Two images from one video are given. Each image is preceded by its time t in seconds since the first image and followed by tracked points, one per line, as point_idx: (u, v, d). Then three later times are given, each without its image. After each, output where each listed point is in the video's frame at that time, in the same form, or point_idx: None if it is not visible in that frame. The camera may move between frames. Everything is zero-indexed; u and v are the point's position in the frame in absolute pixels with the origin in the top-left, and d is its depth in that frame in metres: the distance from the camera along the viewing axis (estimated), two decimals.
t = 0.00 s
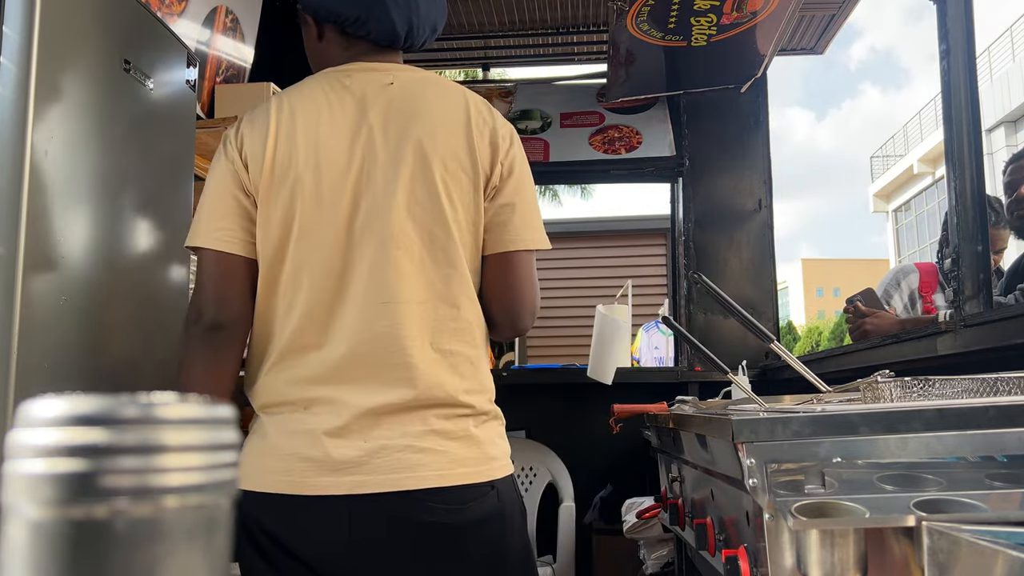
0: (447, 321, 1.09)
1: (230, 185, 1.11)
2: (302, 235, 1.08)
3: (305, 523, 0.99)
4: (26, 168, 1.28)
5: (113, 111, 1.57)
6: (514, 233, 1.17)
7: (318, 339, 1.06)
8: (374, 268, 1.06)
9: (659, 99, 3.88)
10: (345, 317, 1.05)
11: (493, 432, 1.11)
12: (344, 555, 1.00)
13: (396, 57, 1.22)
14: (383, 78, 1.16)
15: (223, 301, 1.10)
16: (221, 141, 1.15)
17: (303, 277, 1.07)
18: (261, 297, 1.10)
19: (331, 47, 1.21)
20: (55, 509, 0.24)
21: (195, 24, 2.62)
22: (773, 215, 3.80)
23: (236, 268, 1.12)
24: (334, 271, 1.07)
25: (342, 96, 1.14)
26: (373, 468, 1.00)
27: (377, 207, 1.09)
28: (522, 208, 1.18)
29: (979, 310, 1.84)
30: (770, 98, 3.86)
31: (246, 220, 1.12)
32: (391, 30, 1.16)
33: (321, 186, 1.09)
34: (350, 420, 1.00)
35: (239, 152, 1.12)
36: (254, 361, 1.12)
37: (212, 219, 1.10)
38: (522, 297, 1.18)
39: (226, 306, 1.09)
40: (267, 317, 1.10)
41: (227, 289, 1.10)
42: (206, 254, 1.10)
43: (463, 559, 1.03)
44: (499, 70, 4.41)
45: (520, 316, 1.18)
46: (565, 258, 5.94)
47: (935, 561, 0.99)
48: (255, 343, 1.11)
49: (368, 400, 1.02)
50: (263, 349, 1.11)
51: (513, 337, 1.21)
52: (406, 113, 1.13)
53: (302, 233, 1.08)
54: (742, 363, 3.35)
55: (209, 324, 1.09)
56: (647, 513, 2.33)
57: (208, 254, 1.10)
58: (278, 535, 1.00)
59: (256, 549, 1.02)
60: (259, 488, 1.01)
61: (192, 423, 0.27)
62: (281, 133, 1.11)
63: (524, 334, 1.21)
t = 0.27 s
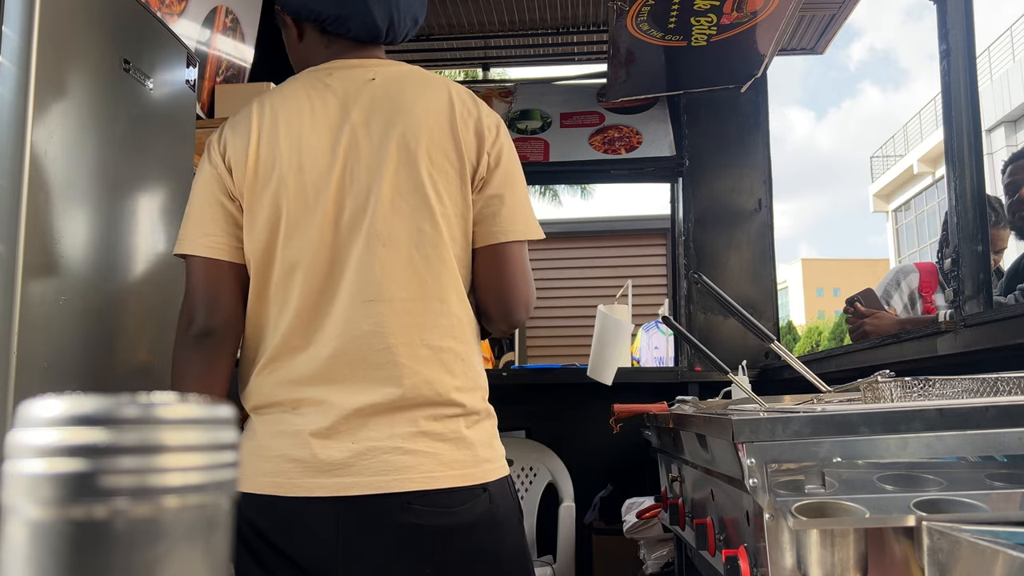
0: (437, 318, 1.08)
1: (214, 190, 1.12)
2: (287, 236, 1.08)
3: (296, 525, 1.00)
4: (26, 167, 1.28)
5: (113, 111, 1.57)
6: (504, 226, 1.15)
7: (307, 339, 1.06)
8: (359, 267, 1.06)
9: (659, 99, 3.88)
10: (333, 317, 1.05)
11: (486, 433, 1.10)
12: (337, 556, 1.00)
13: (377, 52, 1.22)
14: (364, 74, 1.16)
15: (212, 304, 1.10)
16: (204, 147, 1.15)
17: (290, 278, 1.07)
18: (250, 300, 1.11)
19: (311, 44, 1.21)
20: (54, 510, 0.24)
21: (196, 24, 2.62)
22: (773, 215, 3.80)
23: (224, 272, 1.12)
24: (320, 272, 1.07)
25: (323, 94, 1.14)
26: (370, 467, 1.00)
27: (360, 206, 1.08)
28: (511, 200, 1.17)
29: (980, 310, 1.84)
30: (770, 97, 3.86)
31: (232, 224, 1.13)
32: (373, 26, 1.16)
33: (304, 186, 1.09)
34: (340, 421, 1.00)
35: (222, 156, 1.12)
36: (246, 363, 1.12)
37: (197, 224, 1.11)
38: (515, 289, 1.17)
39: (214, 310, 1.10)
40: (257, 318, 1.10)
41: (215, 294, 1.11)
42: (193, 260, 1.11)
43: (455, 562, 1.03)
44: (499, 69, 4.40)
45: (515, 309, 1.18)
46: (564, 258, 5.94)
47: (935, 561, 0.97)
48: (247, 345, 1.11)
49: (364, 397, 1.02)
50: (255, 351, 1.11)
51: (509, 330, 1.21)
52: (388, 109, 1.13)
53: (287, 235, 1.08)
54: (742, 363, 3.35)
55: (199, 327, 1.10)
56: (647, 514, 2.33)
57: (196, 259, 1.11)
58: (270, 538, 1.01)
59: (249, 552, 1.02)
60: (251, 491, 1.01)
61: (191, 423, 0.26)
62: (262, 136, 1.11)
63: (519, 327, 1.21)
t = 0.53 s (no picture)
0: (434, 317, 1.07)
1: (212, 189, 1.12)
2: (284, 235, 1.08)
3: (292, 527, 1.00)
4: (26, 166, 1.28)
5: (113, 111, 1.57)
6: (501, 225, 1.14)
7: (304, 338, 1.06)
8: (355, 266, 1.06)
9: (659, 99, 3.88)
10: (329, 316, 1.05)
11: (483, 432, 1.10)
12: (334, 558, 1.00)
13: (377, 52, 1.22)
14: (361, 73, 1.15)
15: (212, 304, 1.11)
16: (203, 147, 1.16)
17: (286, 278, 1.08)
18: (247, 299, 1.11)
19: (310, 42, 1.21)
20: (55, 509, 0.24)
21: (196, 24, 2.62)
22: (772, 215, 3.80)
23: (222, 271, 1.13)
24: (316, 271, 1.07)
25: (321, 94, 1.14)
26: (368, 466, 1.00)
27: (357, 206, 1.08)
28: (509, 198, 1.16)
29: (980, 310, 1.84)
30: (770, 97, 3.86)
31: (230, 223, 1.13)
32: (370, 27, 1.16)
33: (301, 186, 1.09)
34: (336, 420, 1.00)
35: (220, 156, 1.13)
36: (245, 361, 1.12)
37: (195, 223, 1.11)
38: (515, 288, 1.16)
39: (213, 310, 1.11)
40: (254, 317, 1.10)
41: (214, 295, 1.12)
42: (192, 260, 1.11)
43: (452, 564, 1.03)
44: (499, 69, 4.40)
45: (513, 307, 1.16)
46: (564, 258, 5.94)
47: (935, 561, 0.97)
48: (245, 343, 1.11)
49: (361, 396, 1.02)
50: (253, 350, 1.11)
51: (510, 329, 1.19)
52: (385, 108, 1.13)
53: (284, 234, 1.08)
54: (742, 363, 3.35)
55: (198, 326, 1.11)
56: (647, 514, 2.33)
57: (194, 259, 1.12)
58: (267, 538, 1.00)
59: (247, 552, 1.02)
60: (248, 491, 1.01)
61: (191, 423, 0.26)
62: (260, 135, 1.12)
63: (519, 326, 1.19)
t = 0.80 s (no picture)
0: (433, 319, 1.07)
1: (213, 190, 1.13)
2: (283, 237, 1.08)
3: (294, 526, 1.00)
4: (26, 165, 1.28)
5: (113, 111, 1.57)
6: (500, 227, 1.14)
7: (304, 340, 1.06)
8: (354, 267, 1.06)
9: (659, 99, 3.88)
10: (329, 317, 1.05)
11: (483, 432, 1.10)
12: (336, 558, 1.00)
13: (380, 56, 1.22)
14: (361, 75, 1.15)
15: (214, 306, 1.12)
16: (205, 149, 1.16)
17: (286, 279, 1.08)
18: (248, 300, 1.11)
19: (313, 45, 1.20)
20: (55, 510, 0.24)
21: (196, 24, 2.62)
22: (772, 215, 3.80)
23: (223, 273, 1.13)
24: (315, 272, 1.07)
25: (321, 96, 1.14)
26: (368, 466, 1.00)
27: (356, 207, 1.08)
28: (508, 201, 1.16)
29: (980, 310, 1.84)
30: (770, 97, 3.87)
31: (230, 225, 1.13)
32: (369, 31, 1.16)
33: (301, 188, 1.09)
34: (335, 419, 1.00)
35: (221, 158, 1.13)
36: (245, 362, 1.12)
37: (196, 225, 1.11)
38: (512, 291, 1.16)
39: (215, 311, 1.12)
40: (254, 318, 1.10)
41: (216, 295, 1.13)
42: (193, 262, 1.11)
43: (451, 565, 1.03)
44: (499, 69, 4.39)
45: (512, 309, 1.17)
46: (564, 258, 5.94)
47: (935, 561, 0.97)
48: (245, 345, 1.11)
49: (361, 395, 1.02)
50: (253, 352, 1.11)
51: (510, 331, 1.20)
52: (385, 110, 1.12)
53: (283, 235, 1.08)
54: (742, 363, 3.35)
55: (200, 327, 1.11)
56: (647, 513, 2.33)
57: (194, 260, 1.12)
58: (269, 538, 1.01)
59: (249, 552, 1.03)
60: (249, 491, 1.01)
61: (190, 423, 0.26)
62: (261, 138, 1.12)
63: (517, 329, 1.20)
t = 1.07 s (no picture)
0: (423, 321, 1.07)
1: (210, 197, 1.15)
2: (272, 241, 1.09)
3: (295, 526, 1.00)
4: (26, 165, 1.28)
5: (113, 110, 1.56)
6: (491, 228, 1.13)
7: (292, 342, 1.06)
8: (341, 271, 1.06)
9: (659, 99, 3.88)
10: (318, 320, 1.06)
11: (483, 431, 1.10)
12: (337, 557, 1.01)
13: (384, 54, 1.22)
14: (352, 77, 1.15)
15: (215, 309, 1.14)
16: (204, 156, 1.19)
17: (275, 282, 1.08)
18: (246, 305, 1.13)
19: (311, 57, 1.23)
20: (55, 509, 0.24)
21: (195, 24, 2.62)
22: (772, 215, 3.81)
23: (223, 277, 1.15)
24: (303, 275, 1.08)
25: (312, 99, 1.14)
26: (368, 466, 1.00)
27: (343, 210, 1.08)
28: (500, 202, 1.14)
29: (980, 310, 1.84)
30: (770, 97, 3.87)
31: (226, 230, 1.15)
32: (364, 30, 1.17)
33: (291, 193, 1.10)
34: (332, 418, 1.00)
35: (217, 165, 1.15)
36: (245, 364, 1.13)
37: (194, 232, 1.14)
38: (508, 293, 1.15)
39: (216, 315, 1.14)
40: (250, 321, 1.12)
41: (216, 299, 1.15)
42: (191, 268, 1.14)
43: (451, 567, 1.03)
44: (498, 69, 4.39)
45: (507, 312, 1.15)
46: (564, 258, 5.94)
47: (935, 561, 0.98)
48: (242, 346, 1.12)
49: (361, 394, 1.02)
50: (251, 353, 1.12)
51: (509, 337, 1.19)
52: (372, 112, 1.12)
53: (273, 239, 1.09)
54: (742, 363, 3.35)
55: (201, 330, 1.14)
56: (647, 513, 2.33)
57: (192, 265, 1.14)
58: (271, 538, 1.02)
59: (251, 551, 1.04)
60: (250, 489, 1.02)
61: (190, 424, 0.26)
62: (253, 144, 1.13)
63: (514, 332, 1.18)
